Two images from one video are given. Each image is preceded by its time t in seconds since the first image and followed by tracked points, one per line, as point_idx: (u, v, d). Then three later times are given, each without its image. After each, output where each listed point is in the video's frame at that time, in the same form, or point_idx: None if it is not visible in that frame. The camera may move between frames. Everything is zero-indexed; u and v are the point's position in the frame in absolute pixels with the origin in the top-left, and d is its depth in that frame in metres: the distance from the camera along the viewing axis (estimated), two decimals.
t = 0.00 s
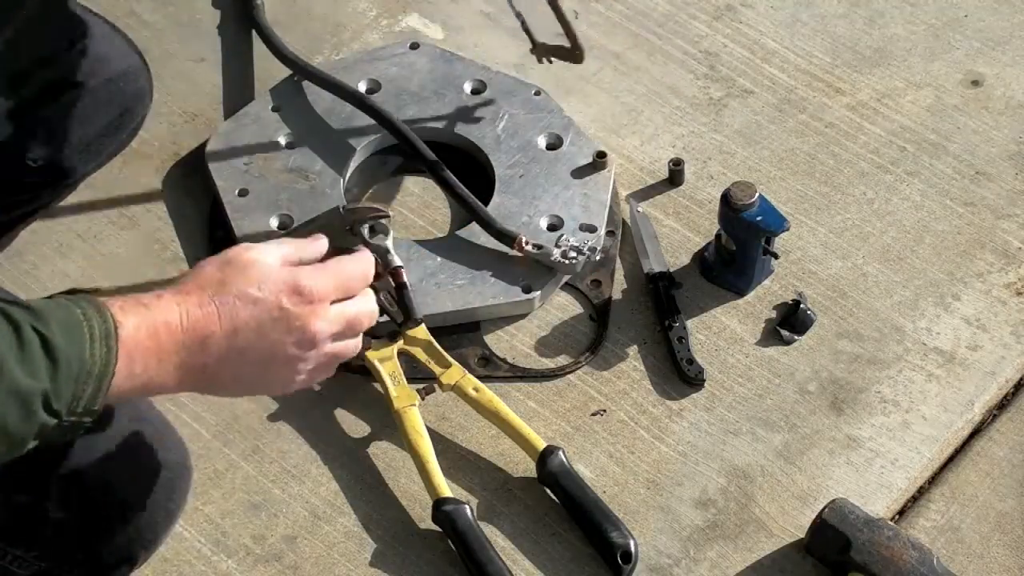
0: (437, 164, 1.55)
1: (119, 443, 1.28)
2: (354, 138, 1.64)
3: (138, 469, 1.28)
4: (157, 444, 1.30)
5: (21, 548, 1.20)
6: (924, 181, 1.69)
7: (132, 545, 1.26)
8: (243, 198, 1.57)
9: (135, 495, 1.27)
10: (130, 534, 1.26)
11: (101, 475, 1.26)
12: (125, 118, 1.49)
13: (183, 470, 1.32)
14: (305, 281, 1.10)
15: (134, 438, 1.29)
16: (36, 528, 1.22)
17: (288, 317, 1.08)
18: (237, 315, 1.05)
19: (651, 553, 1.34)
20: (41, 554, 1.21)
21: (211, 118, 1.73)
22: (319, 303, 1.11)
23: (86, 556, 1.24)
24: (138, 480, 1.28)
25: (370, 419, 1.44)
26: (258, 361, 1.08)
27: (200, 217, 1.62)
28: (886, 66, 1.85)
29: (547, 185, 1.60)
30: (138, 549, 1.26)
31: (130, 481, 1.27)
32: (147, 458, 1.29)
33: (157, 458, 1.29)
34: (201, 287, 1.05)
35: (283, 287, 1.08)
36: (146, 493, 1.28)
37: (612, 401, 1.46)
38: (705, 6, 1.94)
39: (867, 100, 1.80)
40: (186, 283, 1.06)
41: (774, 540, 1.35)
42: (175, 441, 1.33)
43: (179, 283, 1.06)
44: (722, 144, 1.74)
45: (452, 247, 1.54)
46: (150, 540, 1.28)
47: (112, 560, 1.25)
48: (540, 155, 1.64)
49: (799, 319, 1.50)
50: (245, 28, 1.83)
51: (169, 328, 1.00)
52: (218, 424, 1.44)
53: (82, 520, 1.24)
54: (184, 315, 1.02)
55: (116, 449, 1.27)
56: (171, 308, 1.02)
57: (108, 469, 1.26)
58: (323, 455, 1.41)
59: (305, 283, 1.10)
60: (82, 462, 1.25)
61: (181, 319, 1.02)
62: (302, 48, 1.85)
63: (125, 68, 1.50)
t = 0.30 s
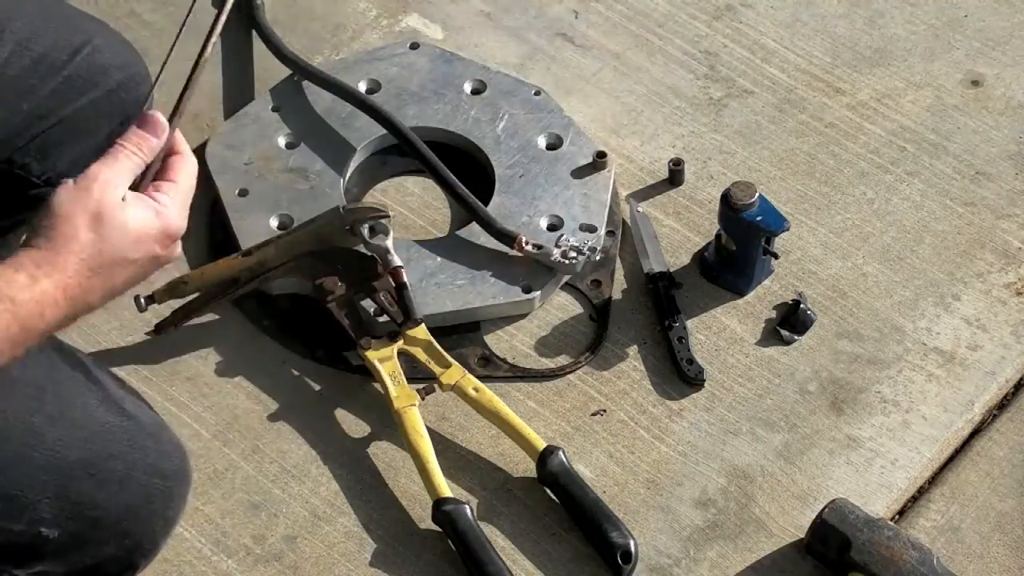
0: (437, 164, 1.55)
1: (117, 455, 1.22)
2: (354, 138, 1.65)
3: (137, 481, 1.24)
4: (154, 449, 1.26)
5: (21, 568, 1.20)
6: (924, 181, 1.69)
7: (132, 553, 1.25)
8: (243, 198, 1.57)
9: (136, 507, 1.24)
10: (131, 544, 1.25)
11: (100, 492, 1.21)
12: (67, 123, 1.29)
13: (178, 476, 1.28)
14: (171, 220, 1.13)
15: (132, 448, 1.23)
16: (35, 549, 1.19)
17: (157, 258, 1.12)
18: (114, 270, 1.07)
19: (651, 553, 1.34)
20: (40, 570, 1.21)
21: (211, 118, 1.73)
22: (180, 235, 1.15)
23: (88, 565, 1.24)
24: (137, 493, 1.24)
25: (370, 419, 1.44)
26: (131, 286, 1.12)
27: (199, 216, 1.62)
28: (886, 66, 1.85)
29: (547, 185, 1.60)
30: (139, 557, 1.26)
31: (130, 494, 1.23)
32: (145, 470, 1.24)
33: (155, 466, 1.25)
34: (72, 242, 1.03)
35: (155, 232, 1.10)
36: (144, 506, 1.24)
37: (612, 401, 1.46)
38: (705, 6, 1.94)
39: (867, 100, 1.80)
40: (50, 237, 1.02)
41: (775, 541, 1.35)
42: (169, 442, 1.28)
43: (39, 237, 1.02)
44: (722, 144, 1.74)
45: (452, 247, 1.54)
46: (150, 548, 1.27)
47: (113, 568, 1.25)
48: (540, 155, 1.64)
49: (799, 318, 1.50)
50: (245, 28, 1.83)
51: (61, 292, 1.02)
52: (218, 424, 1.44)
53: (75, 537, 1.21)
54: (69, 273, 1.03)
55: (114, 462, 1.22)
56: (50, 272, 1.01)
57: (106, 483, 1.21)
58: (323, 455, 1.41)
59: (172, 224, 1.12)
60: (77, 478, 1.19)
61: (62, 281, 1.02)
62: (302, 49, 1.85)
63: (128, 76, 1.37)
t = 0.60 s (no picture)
0: (437, 164, 1.55)
1: (116, 466, 1.23)
2: (354, 138, 1.65)
3: (137, 490, 1.24)
4: (154, 456, 1.27)
5: None
6: (925, 181, 1.69)
7: (133, 561, 1.25)
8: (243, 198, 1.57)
9: (136, 516, 1.24)
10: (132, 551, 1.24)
11: (99, 501, 1.21)
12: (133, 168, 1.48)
13: (179, 483, 1.28)
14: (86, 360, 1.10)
15: (131, 458, 1.24)
16: (36, 563, 1.17)
17: (64, 393, 1.10)
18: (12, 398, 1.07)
19: (651, 553, 1.34)
20: None
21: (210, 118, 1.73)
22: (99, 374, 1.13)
23: None
24: (138, 502, 1.24)
25: (370, 419, 1.44)
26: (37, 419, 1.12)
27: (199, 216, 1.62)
28: (886, 66, 1.85)
29: (547, 185, 1.60)
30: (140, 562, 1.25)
31: (131, 504, 1.23)
32: (145, 479, 1.25)
33: (154, 474, 1.26)
34: None
35: (63, 369, 1.08)
36: (145, 514, 1.24)
37: (612, 401, 1.46)
38: (705, 6, 1.94)
39: (867, 100, 1.80)
40: None
41: (775, 541, 1.35)
42: (169, 447, 1.29)
43: None
44: (722, 144, 1.74)
45: (452, 247, 1.54)
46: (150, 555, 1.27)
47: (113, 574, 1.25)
48: (540, 155, 1.64)
49: (799, 318, 1.50)
50: (245, 28, 1.83)
51: None
52: (218, 424, 1.44)
53: (77, 549, 1.19)
54: None
55: (113, 473, 1.23)
56: None
57: (105, 493, 1.22)
58: (323, 455, 1.41)
59: (84, 362, 1.10)
60: (75, 489, 1.19)
61: None
62: (302, 49, 1.85)
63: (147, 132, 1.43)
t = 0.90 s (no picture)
0: (437, 165, 1.55)
1: (118, 456, 1.26)
2: (354, 138, 1.65)
3: (137, 477, 1.27)
4: (154, 447, 1.29)
5: (23, 562, 1.19)
6: (924, 181, 1.69)
7: (133, 550, 1.25)
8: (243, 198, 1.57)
9: (136, 502, 1.26)
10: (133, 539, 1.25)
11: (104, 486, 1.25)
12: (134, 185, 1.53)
13: (180, 473, 1.30)
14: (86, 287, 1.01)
15: (131, 447, 1.28)
16: (37, 543, 1.20)
17: (61, 320, 1.03)
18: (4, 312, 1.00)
19: (650, 553, 1.34)
20: (41, 566, 1.20)
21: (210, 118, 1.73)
22: (101, 306, 1.04)
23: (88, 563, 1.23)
24: (138, 488, 1.26)
25: (370, 419, 1.44)
26: (27, 342, 1.04)
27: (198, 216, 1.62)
28: (886, 66, 1.85)
29: (547, 185, 1.60)
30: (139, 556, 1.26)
31: (131, 490, 1.26)
32: (145, 466, 1.27)
33: (155, 465, 1.28)
34: None
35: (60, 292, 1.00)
36: (144, 501, 1.26)
37: (612, 401, 1.46)
38: (705, 6, 1.94)
39: (867, 100, 1.80)
40: None
41: (775, 540, 1.35)
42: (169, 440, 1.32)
43: None
44: (722, 144, 1.74)
45: (452, 247, 1.54)
46: (150, 544, 1.27)
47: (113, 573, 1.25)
48: (540, 155, 1.64)
49: (799, 318, 1.51)
50: (245, 28, 1.83)
51: None
52: (218, 425, 1.44)
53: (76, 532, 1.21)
54: None
55: (114, 459, 1.26)
56: None
57: (110, 478, 1.25)
58: (323, 455, 1.41)
59: (90, 292, 1.02)
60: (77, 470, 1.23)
61: None
62: (302, 49, 1.85)
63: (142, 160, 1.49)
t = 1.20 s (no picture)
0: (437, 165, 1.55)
1: (106, 449, 1.15)
2: (354, 138, 1.65)
3: (122, 478, 1.17)
4: (143, 446, 1.19)
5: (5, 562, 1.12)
6: (924, 181, 1.69)
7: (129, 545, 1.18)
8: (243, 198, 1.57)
9: (121, 504, 1.17)
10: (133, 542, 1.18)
11: (88, 487, 1.13)
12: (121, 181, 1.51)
13: (163, 482, 1.21)
14: (161, 199, 1.08)
15: (121, 444, 1.16)
16: (23, 543, 1.12)
17: (143, 233, 1.10)
18: (88, 231, 1.08)
19: (651, 552, 1.34)
20: (25, 567, 1.14)
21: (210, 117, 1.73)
22: (178, 218, 1.11)
23: (74, 563, 1.17)
24: (123, 490, 1.17)
25: (371, 419, 1.44)
26: (122, 262, 1.13)
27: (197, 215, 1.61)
28: (886, 66, 1.85)
29: (547, 185, 1.60)
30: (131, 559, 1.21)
31: (116, 491, 1.16)
32: (131, 468, 1.17)
33: (143, 466, 1.18)
34: (59, 185, 1.06)
35: (138, 203, 1.07)
36: (130, 502, 1.18)
37: (612, 401, 1.46)
38: (705, 6, 1.94)
39: (867, 100, 1.80)
40: (51, 172, 1.07)
41: (775, 540, 1.35)
42: (157, 439, 1.22)
43: (45, 170, 1.08)
44: (722, 144, 1.74)
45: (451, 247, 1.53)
46: (139, 547, 1.21)
47: None
48: (540, 155, 1.64)
49: (799, 319, 1.51)
50: (244, 28, 1.83)
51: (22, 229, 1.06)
52: (218, 425, 1.44)
53: (60, 533, 1.13)
54: (40, 218, 1.06)
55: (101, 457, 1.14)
56: (28, 206, 1.06)
57: (93, 478, 1.14)
58: (323, 455, 1.41)
59: (169, 202, 1.09)
60: (63, 469, 1.11)
61: (38, 218, 1.07)
62: (302, 49, 1.85)
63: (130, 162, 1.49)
